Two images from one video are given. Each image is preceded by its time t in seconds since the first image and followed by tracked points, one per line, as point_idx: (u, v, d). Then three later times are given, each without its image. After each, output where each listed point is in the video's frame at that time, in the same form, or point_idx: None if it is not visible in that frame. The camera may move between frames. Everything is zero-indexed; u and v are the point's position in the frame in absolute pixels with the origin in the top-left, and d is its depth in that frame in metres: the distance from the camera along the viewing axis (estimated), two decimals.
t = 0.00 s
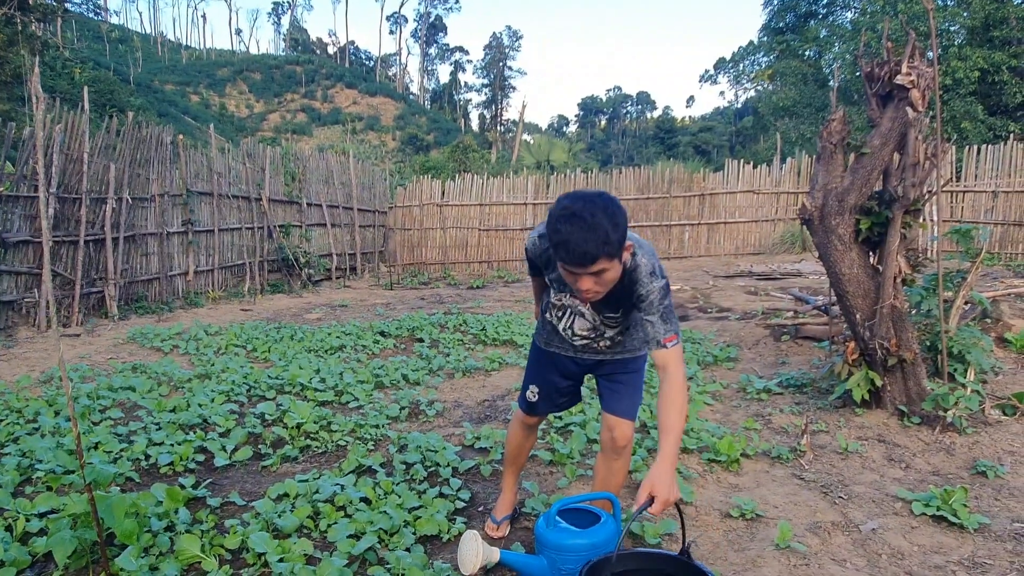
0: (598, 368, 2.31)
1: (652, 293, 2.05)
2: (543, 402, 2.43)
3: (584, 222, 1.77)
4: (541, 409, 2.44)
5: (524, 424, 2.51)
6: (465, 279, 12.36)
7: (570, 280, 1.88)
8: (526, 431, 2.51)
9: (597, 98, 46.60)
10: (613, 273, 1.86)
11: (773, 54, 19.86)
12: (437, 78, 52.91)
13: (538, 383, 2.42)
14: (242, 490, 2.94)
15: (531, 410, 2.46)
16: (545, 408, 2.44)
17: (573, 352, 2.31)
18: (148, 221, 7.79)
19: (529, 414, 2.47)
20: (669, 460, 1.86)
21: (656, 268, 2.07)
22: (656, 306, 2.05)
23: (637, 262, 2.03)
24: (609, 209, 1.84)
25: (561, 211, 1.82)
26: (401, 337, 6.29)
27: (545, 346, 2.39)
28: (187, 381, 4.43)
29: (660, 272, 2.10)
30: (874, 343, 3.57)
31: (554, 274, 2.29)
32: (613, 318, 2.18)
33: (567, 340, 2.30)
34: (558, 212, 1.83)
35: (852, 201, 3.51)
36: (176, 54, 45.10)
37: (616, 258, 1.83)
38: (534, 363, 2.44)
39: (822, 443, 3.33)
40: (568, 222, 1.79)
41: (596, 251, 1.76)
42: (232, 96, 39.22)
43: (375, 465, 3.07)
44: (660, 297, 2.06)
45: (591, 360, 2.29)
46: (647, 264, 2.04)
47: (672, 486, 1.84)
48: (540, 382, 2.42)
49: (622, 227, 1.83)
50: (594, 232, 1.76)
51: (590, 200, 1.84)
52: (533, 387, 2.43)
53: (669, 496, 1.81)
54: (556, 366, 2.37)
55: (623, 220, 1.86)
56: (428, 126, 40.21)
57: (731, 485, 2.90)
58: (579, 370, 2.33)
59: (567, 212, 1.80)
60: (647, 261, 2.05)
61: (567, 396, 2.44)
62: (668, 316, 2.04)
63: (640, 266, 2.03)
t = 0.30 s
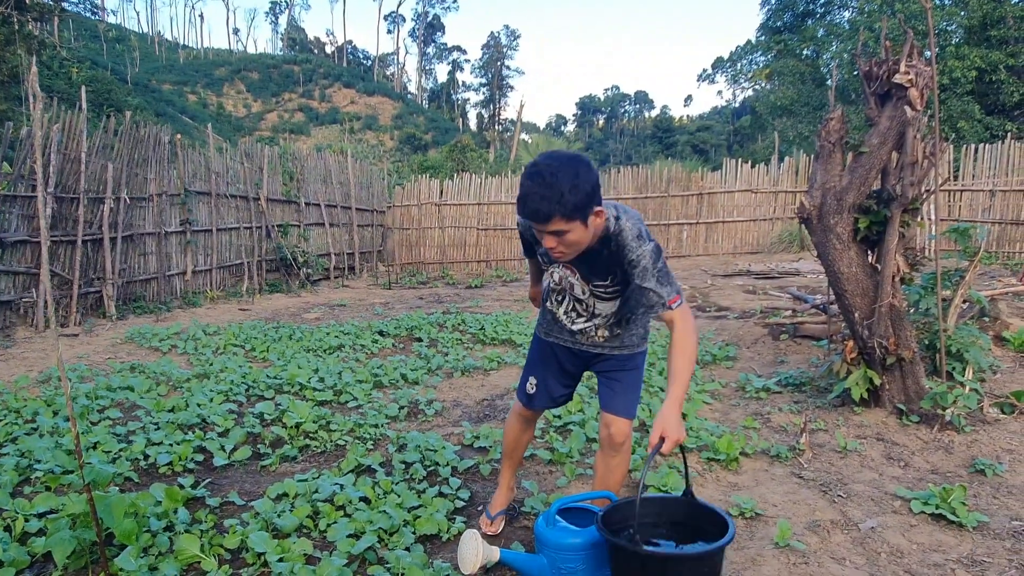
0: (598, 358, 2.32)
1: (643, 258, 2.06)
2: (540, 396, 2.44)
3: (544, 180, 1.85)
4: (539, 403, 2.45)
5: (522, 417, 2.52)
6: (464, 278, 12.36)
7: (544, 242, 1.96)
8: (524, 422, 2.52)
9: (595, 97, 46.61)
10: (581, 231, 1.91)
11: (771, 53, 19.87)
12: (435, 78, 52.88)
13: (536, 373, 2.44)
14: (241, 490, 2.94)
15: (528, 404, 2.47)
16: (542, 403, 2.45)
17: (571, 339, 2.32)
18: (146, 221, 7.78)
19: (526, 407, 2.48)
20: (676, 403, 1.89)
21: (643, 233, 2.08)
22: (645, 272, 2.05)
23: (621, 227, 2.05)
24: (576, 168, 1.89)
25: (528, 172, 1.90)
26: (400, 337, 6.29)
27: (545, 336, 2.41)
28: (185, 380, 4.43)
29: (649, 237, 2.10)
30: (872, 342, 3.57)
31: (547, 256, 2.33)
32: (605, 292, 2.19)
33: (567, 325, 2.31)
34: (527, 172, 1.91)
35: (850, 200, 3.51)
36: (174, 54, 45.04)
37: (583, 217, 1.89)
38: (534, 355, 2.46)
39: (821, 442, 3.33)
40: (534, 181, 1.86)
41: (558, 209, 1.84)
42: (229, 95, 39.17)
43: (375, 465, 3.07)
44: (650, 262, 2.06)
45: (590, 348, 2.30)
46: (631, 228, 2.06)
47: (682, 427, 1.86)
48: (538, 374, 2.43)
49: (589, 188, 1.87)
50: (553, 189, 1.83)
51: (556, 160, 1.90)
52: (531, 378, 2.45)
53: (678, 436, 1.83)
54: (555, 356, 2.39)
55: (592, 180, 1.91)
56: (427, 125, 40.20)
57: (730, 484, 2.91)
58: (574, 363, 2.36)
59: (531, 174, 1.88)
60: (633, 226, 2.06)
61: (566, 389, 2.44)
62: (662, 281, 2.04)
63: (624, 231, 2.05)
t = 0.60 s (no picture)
0: (596, 354, 2.31)
1: (633, 221, 2.10)
2: (539, 389, 2.44)
3: (503, 156, 1.91)
4: (539, 397, 2.45)
5: (522, 412, 2.52)
6: (463, 277, 12.35)
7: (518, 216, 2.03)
8: (523, 418, 2.53)
9: (594, 95, 46.58)
10: (548, 201, 1.98)
11: (770, 51, 19.86)
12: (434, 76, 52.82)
13: (534, 368, 2.43)
14: (241, 489, 2.94)
15: (528, 399, 2.47)
16: (542, 397, 2.45)
17: (569, 328, 2.31)
18: (145, 220, 7.77)
19: (525, 402, 2.48)
20: (668, 319, 1.95)
21: (626, 197, 2.12)
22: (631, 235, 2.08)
23: (602, 193, 2.09)
24: (540, 139, 1.95)
25: (494, 149, 1.97)
26: (400, 336, 6.28)
27: (542, 331, 2.41)
28: (185, 379, 4.42)
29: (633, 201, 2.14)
30: (873, 340, 3.57)
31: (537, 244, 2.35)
32: (597, 268, 2.20)
33: (565, 313, 2.32)
34: (494, 150, 1.98)
35: (850, 198, 3.50)
36: (173, 53, 45.00)
37: (545, 189, 1.95)
38: (531, 350, 2.45)
39: (821, 440, 3.33)
40: (500, 155, 1.92)
41: (514, 184, 1.90)
42: (228, 94, 39.14)
43: (375, 464, 3.06)
44: (637, 225, 2.10)
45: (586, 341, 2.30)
46: (613, 193, 2.09)
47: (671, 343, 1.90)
48: (536, 368, 2.43)
49: (552, 157, 1.92)
50: (508, 166, 1.90)
51: (518, 134, 1.95)
52: (530, 372, 2.45)
53: (665, 351, 1.88)
54: (552, 349, 2.39)
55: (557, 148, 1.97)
56: (426, 124, 40.18)
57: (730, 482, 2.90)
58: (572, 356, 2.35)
59: (494, 152, 1.94)
60: (614, 191, 2.10)
61: (566, 383, 2.44)
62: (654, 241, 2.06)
63: (605, 197, 2.09)
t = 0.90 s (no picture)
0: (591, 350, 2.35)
1: (611, 193, 2.17)
2: (535, 397, 2.43)
3: (482, 151, 1.96)
4: (535, 405, 2.44)
5: (517, 423, 2.51)
6: (463, 275, 12.34)
7: (506, 208, 2.06)
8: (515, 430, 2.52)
9: (593, 93, 46.53)
10: (533, 188, 2.03)
11: (769, 48, 19.84)
12: (433, 74, 52.75)
13: (528, 377, 2.42)
14: (240, 488, 2.94)
15: (524, 408, 2.45)
16: (538, 404, 2.43)
17: (566, 325, 2.32)
18: (144, 219, 7.77)
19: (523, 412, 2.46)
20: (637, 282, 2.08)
21: (599, 173, 2.19)
22: (613, 208, 2.16)
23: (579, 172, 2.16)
24: (516, 127, 2.00)
25: (474, 144, 1.98)
26: (399, 334, 6.28)
27: (532, 339, 2.40)
28: (184, 378, 4.42)
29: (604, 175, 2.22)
30: (872, 337, 3.57)
31: (518, 244, 2.34)
32: (588, 249, 2.23)
33: (558, 310, 2.32)
34: (473, 146, 1.98)
35: (849, 194, 3.50)
36: (171, 51, 44.92)
37: (521, 181, 1.99)
38: (523, 360, 2.44)
39: (821, 437, 3.33)
40: (483, 148, 1.96)
41: (491, 180, 1.95)
42: (226, 93, 39.08)
43: (373, 463, 3.06)
44: (617, 198, 2.17)
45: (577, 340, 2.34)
46: (588, 171, 2.17)
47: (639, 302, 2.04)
48: (529, 377, 2.42)
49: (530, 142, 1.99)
50: (483, 162, 1.95)
51: (493, 128, 2.00)
52: (524, 382, 2.43)
53: (635, 311, 2.02)
54: (543, 355, 2.39)
55: (531, 136, 2.02)
56: (425, 123, 40.14)
57: (730, 480, 2.91)
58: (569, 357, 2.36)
59: (472, 149, 1.97)
60: (587, 169, 2.18)
61: (558, 388, 2.44)
62: (629, 212, 2.16)
63: (584, 176, 2.17)
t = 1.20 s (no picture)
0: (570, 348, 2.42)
1: (585, 192, 2.27)
2: (513, 392, 2.48)
3: (459, 154, 1.98)
4: (513, 399, 2.49)
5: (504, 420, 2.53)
6: (463, 272, 12.34)
7: (485, 209, 2.09)
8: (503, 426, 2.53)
9: (593, 91, 46.49)
10: (511, 191, 2.08)
11: (769, 45, 19.82)
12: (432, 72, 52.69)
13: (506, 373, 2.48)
14: (241, 486, 2.94)
15: (504, 403, 2.50)
16: (516, 398, 2.49)
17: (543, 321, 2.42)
18: (144, 217, 7.77)
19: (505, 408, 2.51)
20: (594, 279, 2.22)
21: (574, 172, 2.29)
22: (586, 207, 2.27)
23: (554, 172, 2.24)
24: (494, 131, 2.03)
25: (455, 146, 2.00)
26: (399, 332, 6.28)
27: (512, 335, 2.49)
28: (185, 377, 4.43)
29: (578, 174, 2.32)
30: (872, 334, 3.57)
31: (496, 242, 2.39)
32: (563, 246, 2.32)
33: (536, 305, 2.42)
34: (454, 148, 2.00)
35: (849, 191, 3.50)
36: (170, 50, 44.86)
37: (499, 185, 2.03)
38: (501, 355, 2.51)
39: (821, 434, 3.33)
40: (464, 150, 1.98)
41: (469, 183, 1.98)
42: (226, 91, 39.04)
43: (374, 461, 3.06)
44: (591, 197, 2.28)
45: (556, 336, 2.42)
46: (563, 171, 2.26)
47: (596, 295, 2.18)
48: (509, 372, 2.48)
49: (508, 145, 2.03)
50: (463, 166, 1.97)
51: (473, 131, 2.02)
52: (506, 378, 2.48)
53: (593, 303, 2.16)
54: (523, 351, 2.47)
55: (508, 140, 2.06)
56: (425, 121, 40.10)
57: (730, 477, 2.91)
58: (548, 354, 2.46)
59: (453, 152, 1.98)
60: (563, 169, 2.27)
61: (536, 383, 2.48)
62: (600, 212, 2.28)
63: (558, 176, 2.25)
